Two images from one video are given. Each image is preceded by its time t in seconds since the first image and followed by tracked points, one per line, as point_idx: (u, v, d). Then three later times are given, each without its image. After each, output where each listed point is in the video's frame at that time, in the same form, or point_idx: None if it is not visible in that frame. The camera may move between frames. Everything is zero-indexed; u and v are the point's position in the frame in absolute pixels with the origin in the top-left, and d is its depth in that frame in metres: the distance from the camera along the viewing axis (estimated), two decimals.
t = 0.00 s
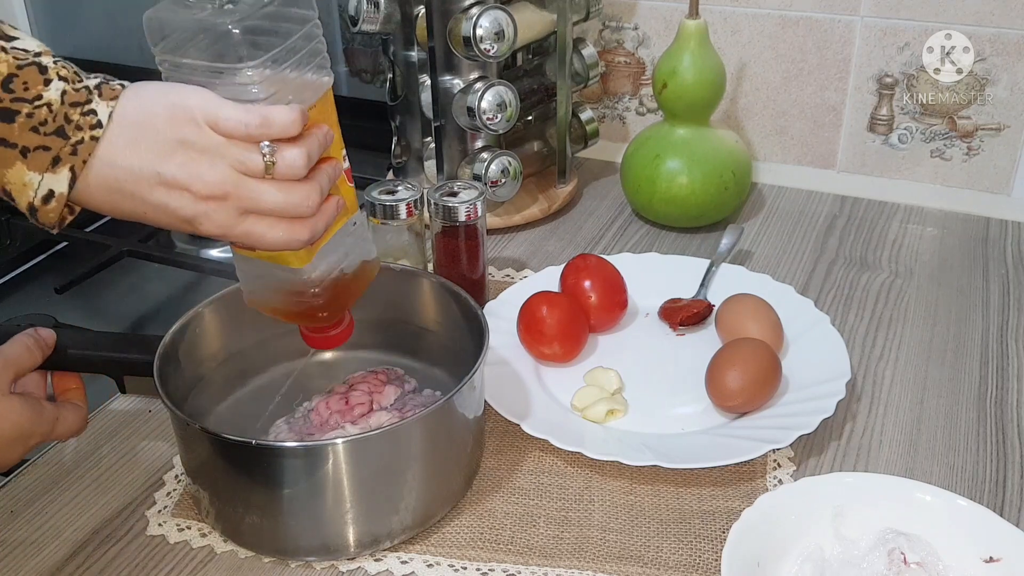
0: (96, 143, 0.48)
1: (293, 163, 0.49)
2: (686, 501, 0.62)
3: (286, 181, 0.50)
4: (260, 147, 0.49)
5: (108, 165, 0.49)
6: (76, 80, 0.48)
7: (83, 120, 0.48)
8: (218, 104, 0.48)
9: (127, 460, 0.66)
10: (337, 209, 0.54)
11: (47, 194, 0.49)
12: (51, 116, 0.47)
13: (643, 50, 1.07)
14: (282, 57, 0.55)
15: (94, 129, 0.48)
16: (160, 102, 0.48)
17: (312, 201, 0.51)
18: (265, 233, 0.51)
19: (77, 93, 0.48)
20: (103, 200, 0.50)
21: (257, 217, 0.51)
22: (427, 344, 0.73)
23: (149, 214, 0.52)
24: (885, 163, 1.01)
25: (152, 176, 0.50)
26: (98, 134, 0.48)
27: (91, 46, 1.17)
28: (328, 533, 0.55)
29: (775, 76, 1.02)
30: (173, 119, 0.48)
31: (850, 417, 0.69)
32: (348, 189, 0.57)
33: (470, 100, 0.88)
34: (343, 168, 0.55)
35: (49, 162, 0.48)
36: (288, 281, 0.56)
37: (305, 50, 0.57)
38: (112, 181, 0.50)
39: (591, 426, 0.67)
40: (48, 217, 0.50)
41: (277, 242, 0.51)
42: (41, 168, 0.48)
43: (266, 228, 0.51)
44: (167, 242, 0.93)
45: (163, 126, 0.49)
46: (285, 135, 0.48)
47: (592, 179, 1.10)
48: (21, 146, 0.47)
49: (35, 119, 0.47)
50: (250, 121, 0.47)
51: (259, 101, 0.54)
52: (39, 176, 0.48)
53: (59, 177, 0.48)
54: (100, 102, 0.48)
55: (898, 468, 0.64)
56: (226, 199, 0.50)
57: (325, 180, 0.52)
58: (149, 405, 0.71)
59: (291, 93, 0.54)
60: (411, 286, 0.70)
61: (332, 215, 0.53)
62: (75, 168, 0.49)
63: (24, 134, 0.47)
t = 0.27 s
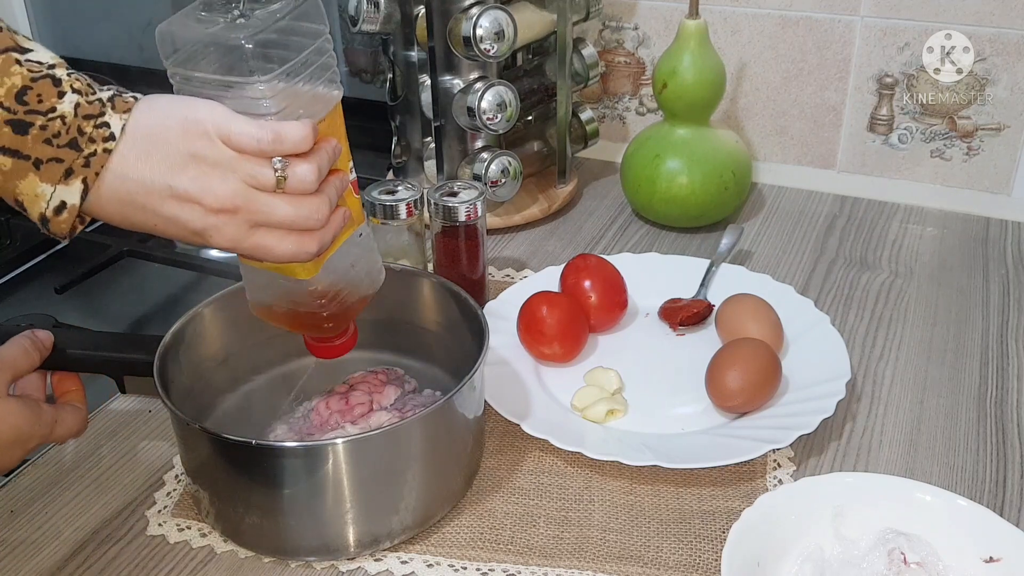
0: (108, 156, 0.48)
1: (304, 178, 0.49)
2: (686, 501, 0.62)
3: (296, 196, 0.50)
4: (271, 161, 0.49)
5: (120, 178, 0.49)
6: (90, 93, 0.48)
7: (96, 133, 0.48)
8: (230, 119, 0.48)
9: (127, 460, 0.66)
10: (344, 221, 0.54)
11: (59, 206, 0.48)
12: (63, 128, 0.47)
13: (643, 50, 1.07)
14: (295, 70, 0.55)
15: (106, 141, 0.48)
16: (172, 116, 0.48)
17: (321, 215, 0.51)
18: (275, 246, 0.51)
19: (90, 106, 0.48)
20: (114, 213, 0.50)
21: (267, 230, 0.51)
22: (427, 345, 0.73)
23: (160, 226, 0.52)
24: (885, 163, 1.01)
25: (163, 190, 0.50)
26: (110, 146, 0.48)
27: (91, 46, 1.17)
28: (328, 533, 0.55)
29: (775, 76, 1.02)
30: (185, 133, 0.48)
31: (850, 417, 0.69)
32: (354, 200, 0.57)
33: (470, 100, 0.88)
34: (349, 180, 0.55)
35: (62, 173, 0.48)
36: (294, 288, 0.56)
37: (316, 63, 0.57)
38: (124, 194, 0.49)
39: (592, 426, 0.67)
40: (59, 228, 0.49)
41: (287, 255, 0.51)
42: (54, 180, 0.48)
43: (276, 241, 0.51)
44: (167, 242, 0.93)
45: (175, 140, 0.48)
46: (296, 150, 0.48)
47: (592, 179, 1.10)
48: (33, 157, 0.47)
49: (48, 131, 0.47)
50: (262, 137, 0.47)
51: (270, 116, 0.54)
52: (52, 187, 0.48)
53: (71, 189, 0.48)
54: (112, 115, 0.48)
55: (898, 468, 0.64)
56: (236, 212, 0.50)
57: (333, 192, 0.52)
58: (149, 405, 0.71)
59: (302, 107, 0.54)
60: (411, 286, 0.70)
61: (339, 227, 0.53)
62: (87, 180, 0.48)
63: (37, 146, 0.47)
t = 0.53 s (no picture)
0: (110, 144, 0.49)
1: (306, 168, 0.50)
2: (686, 501, 0.62)
3: (297, 186, 0.51)
4: (274, 150, 0.50)
5: (122, 167, 0.50)
6: (89, 82, 0.49)
7: (98, 121, 0.49)
8: (232, 107, 0.49)
9: (127, 460, 0.66)
10: (343, 216, 0.54)
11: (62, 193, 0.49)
12: (65, 118, 0.48)
13: (643, 50, 1.07)
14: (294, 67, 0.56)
15: (108, 129, 0.49)
16: (175, 105, 0.49)
17: (321, 205, 0.51)
18: (274, 237, 0.51)
19: (91, 95, 0.48)
20: (115, 202, 0.51)
21: (268, 221, 0.51)
22: (428, 345, 0.73)
23: (160, 216, 0.53)
24: (885, 163, 1.01)
25: (165, 178, 0.50)
26: (112, 135, 0.49)
27: (91, 46, 1.17)
28: (328, 533, 0.55)
29: (775, 76, 1.02)
30: (189, 122, 0.49)
31: (850, 417, 0.69)
32: (354, 199, 0.57)
33: (470, 100, 0.88)
34: (349, 176, 0.55)
35: (65, 162, 0.49)
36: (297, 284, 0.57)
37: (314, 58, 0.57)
38: (126, 183, 0.50)
39: (592, 426, 0.67)
40: (62, 217, 0.50)
41: (286, 247, 0.51)
42: (56, 169, 0.49)
43: (275, 232, 0.51)
44: (168, 242, 0.93)
45: (178, 129, 0.49)
46: (299, 139, 0.49)
47: (592, 179, 1.10)
48: (35, 147, 0.47)
49: (50, 120, 0.47)
50: (265, 125, 0.48)
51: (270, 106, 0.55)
52: (53, 176, 0.49)
53: (74, 178, 0.49)
54: (114, 103, 0.49)
55: (898, 468, 0.64)
56: (238, 202, 0.51)
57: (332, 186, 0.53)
58: (150, 405, 0.71)
59: (302, 98, 0.54)
60: (412, 286, 0.70)
61: (339, 221, 0.53)
62: (89, 168, 0.49)
63: (39, 135, 0.47)
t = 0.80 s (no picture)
0: (136, 146, 0.48)
1: (337, 176, 0.51)
2: (686, 501, 0.62)
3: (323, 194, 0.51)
4: (306, 158, 0.50)
5: (147, 170, 0.48)
6: (114, 82, 0.48)
7: (124, 123, 0.47)
8: (264, 114, 0.48)
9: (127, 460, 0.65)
10: (360, 226, 0.55)
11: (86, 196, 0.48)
12: (89, 118, 0.47)
13: (643, 50, 1.07)
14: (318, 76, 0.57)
15: (134, 132, 0.47)
16: (202, 108, 0.48)
17: (348, 214, 0.52)
18: (301, 246, 0.52)
19: (117, 95, 0.47)
20: (137, 205, 0.49)
21: (295, 229, 0.52)
22: (428, 345, 0.73)
23: (182, 222, 0.51)
24: (885, 163, 1.01)
25: (191, 183, 0.49)
26: (139, 137, 0.48)
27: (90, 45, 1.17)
28: (328, 533, 0.55)
29: (775, 76, 1.02)
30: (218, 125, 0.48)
31: (850, 417, 0.69)
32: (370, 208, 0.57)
33: (470, 100, 0.88)
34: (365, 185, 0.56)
35: (89, 165, 0.47)
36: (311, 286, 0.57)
37: (342, 67, 0.58)
38: (150, 186, 0.48)
39: (592, 426, 0.67)
40: (85, 219, 0.49)
41: (312, 256, 0.52)
42: (79, 171, 0.47)
43: (303, 240, 0.52)
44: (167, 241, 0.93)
45: (206, 132, 0.48)
46: (331, 148, 0.50)
47: (592, 179, 1.10)
48: (59, 148, 0.46)
49: (74, 121, 0.46)
50: (302, 133, 0.48)
51: (297, 110, 0.55)
52: (77, 179, 0.47)
53: (99, 181, 0.48)
54: (141, 104, 0.48)
55: (898, 468, 0.64)
56: (266, 209, 0.50)
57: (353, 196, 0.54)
58: (150, 405, 0.71)
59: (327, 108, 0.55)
60: (412, 287, 0.70)
61: (357, 230, 0.55)
62: (114, 172, 0.48)
63: (62, 136, 0.46)
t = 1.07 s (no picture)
0: (162, 155, 0.45)
1: (367, 178, 0.50)
2: (686, 501, 0.62)
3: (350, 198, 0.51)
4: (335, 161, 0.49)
5: (175, 179, 0.46)
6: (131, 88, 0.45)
7: (149, 130, 0.45)
8: (294, 117, 0.48)
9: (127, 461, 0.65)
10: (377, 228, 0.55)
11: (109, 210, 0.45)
12: (113, 127, 0.43)
13: (643, 50, 1.07)
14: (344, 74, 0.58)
15: (160, 139, 0.45)
16: (228, 113, 0.47)
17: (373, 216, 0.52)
18: (329, 250, 0.51)
19: (140, 101, 0.45)
20: (163, 219, 0.47)
21: (322, 234, 0.51)
22: (428, 345, 0.73)
23: (208, 233, 0.49)
24: (885, 163, 1.01)
25: (219, 191, 0.47)
26: (165, 145, 0.45)
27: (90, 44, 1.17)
28: (328, 534, 0.54)
29: (775, 76, 1.02)
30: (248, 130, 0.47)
31: (850, 417, 0.69)
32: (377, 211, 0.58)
33: (470, 100, 0.88)
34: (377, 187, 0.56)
35: (114, 176, 0.44)
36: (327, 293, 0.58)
37: (359, 66, 0.60)
38: (177, 196, 0.46)
39: (592, 426, 0.67)
40: (105, 233, 0.45)
41: (339, 259, 0.52)
42: (103, 182, 0.44)
43: (332, 245, 0.51)
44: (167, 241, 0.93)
45: (235, 138, 0.47)
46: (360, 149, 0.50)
47: (592, 179, 1.10)
48: (81, 160, 0.43)
49: (96, 130, 0.43)
50: (334, 136, 0.48)
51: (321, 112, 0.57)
52: (100, 191, 0.44)
53: (124, 193, 0.45)
54: (165, 111, 0.45)
55: (898, 468, 0.64)
56: (296, 215, 0.49)
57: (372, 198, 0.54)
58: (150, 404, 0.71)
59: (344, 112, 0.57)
60: (411, 287, 0.70)
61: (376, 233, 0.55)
62: (140, 182, 0.45)
63: (85, 147, 0.43)
